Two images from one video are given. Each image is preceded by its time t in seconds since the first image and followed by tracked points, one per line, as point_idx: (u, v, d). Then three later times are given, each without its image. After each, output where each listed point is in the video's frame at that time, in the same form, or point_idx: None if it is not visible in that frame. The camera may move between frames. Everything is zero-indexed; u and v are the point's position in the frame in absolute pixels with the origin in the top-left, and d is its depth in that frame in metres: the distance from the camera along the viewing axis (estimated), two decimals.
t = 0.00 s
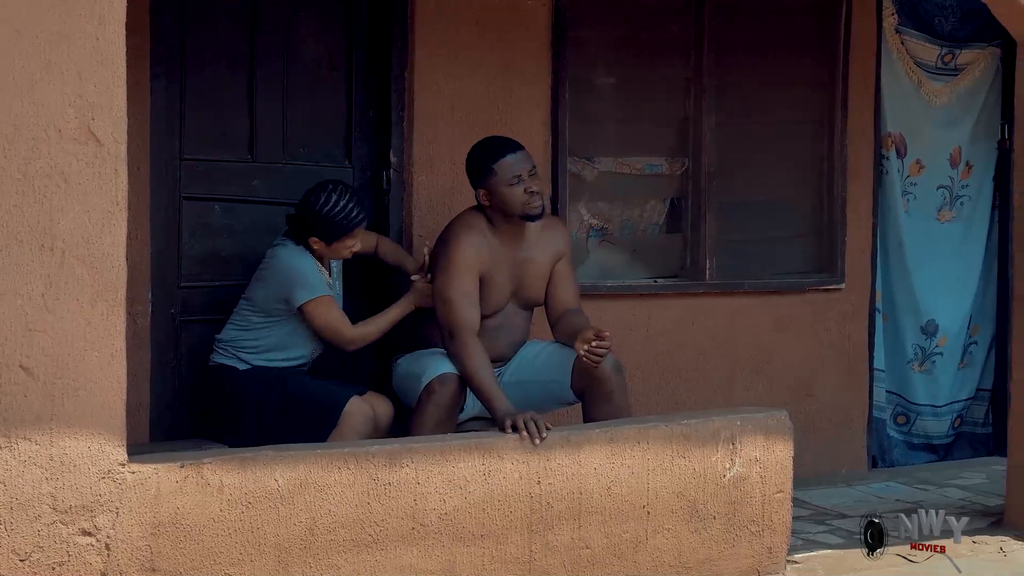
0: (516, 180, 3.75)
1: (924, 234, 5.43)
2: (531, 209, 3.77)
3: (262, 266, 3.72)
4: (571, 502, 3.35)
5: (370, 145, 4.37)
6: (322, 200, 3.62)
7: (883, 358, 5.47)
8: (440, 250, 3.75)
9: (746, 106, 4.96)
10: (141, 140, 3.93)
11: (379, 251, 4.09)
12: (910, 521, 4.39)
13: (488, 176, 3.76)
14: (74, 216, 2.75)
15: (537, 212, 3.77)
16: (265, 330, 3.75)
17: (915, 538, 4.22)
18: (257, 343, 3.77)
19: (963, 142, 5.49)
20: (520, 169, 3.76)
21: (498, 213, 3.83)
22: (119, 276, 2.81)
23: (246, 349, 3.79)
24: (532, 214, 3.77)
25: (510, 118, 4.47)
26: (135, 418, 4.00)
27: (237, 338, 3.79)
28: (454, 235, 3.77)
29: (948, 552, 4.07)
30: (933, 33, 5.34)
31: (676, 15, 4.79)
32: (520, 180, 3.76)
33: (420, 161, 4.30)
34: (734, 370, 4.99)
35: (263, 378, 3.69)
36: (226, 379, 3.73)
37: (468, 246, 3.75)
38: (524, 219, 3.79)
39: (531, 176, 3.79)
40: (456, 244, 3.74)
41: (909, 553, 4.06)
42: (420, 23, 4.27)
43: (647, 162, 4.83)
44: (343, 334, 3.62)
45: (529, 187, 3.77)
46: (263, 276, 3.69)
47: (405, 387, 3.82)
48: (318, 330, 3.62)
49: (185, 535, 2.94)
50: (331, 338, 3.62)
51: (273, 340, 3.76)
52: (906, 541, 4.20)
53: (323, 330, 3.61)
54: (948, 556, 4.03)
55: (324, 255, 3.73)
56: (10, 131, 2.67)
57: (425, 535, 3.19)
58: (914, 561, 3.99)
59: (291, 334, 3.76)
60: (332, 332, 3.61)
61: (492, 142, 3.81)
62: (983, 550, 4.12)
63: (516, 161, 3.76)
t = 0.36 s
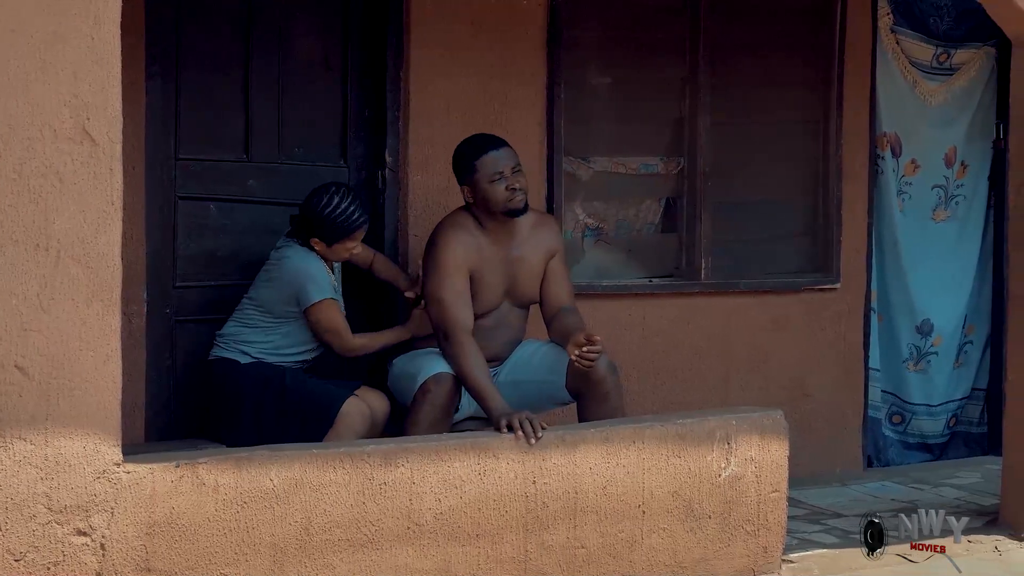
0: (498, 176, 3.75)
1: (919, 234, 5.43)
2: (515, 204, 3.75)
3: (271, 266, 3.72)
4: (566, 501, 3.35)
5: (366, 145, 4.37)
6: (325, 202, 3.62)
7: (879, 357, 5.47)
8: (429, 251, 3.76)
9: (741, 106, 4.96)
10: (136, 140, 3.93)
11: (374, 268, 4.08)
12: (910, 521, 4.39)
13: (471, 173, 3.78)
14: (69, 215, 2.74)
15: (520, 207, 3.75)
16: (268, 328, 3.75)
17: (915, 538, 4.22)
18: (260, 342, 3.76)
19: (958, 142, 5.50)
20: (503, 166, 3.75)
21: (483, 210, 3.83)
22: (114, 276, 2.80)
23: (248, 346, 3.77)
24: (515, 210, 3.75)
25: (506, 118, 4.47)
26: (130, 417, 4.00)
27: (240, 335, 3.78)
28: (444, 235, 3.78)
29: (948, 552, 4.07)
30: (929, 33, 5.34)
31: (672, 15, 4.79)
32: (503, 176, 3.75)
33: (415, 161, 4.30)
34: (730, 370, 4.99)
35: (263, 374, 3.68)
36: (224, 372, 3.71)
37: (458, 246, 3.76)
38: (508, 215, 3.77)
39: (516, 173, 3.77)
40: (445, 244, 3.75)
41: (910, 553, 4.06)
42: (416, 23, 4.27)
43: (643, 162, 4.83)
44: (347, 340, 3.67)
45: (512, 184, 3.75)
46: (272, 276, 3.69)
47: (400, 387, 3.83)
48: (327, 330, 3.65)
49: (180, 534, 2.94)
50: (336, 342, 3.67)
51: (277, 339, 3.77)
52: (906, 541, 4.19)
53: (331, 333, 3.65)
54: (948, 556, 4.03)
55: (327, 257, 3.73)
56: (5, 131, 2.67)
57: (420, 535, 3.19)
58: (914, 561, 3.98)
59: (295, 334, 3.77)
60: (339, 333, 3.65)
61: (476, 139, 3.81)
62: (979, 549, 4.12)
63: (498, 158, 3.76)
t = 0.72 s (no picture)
0: (500, 180, 3.74)
1: (919, 233, 5.44)
2: (517, 208, 3.75)
3: (256, 261, 3.74)
4: (565, 501, 3.35)
5: (364, 145, 4.38)
6: (308, 194, 3.65)
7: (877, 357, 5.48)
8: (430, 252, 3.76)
9: (739, 107, 4.96)
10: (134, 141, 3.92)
11: (380, 238, 4.07)
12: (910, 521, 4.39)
13: (474, 174, 3.77)
14: (67, 216, 2.74)
15: (522, 211, 3.75)
16: (260, 323, 3.76)
17: (915, 538, 4.22)
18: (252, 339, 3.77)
19: (957, 142, 5.50)
20: (506, 169, 3.75)
21: (486, 212, 3.83)
22: (112, 277, 2.80)
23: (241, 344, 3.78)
24: (517, 213, 3.75)
25: (504, 118, 4.48)
26: (129, 418, 4.00)
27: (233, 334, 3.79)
28: (444, 236, 3.78)
29: (948, 552, 4.07)
30: (927, 33, 5.35)
31: (670, 15, 4.80)
32: (506, 180, 3.75)
33: (414, 161, 4.30)
34: (728, 370, 4.99)
35: (263, 372, 3.69)
36: (223, 370, 3.72)
37: (459, 248, 3.75)
38: (510, 218, 3.77)
39: (518, 177, 3.77)
40: (447, 245, 3.75)
41: (909, 553, 4.06)
42: (414, 23, 4.28)
43: (641, 162, 4.83)
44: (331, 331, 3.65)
45: (514, 188, 3.75)
46: (256, 271, 3.72)
47: (399, 386, 3.83)
48: (310, 320, 3.65)
49: (179, 535, 2.94)
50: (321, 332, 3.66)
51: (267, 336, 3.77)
52: (906, 541, 4.19)
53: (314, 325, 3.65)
54: (948, 556, 4.03)
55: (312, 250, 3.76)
56: (3, 131, 2.67)
57: (419, 535, 3.19)
58: (914, 561, 3.98)
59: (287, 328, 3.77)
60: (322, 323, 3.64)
61: (479, 142, 3.80)
62: (978, 549, 4.12)
63: (502, 161, 3.75)
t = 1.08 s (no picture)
0: (491, 182, 3.74)
1: (922, 233, 5.44)
2: (508, 211, 3.74)
3: (256, 267, 3.75)
4: (568, 501, 3.35)
5: (367, 144, 4.38)
6: (317, 205, 3.63)
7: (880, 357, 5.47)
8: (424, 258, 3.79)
9: (741, 107, 4.96)
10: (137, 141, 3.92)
11: (385, 237, 4.09)
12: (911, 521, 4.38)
13: (466, 176, 3.78)
14: (70, 216, 2.74)
15: (513, 213, 3.74)
16: (256, 330, 3.77)
17: (916, 538, 4.22)
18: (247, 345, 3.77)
19: (959, 142, 5.49)
20: (496, 172, 3.74)
21: (480, 214, 3.84)
22: (115, 277, 2.80)
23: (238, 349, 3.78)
24: (508, 217, 3.75)
25: (506, 118, 4.48)
26: (132, 418, 4.00)
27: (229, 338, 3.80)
28: (440, 240, 3.80)
29: (949, 552, 4.07)
30: (929, 32, 5.34)
31: (672, 15, 4.79)
32: (496, 182, 3.75)
33: (416, 161, 4.30)
34: (730, 370, 4.99)
35: (263, 373, 3.70)
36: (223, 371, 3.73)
37: (455, 251, 3.78)
38: (502, 221, 3.77)
39: (509, 179, 3.76)
40: (440, 250, 3.77)
41: (910, 554, 4.06)
42: (417, 24, 4.28)
43: (644, 162, 4.83)
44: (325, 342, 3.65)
45: (505, 190, 3.74)
46: (256, 278, 3.72)
47: (403, 386, 3.83)
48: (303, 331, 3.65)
49: (182, 535, 2.94)
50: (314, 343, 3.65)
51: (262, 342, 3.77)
52: (907, 541, 4.19)
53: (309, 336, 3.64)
54: (949, 556, 4.02)
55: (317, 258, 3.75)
56: (7, 131, 2.67)
57: (422, 535, 3.19)
58: (915, 561, 3.98)
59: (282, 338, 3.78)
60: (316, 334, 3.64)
61: (471, 143, 3.80)
62: (980, 549, 4.12)
63: (492, 163, 3.74)
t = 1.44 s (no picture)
0: (475, 190, 3.74)
1: (918, 233, 5.44)
2: (494, 217, 3.76)
3: (244, 260, 3.71)
4: (563, 501, 3.35)
5: (363, 144, 4.38)
6: (301, 180, 3.65)
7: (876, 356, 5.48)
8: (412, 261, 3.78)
9: (737, 106, 4.96)
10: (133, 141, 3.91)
11: (363, 238, 4.06)
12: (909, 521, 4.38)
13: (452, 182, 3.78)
14: (65, 215, 2.74)
15: (499, 220, 3.76)
16: (250, 325, 3.73)
17: (915, 538, 4.22)
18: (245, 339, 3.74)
19: (955, 141, 5.50)
20: (480, 180, 3.73)
21: (465, 217, 3.84)
22: (111, 276, 2.80)
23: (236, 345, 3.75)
24: (494, 222, 3.76)
25: (502, 117, 4.48)
26: (128, 418, 3.99)
27: (226, 335, 3.76)
28: (429, 243, 3.79)
29: (948, 552, 4.07)
30: (925, 32, 5.35)
31: (669, 14, 4.79)
32: (480, 190, 3.74)
33: (412, 161, 4.30)
34: (726, 370, 4.99)
35: (258, 377, 3.68)
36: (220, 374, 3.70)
37: (444, 253, 3.77)
38: (487, 226, 3.79)
39: (494, 185, 3.75)
40: (430, 253, 3.76)
41: (908, 553, 4.06)
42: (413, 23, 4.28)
43: (639, 162, 4.83)
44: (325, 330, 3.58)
45: (490, 197, 3.75)
46: (246, 270, 3.68)
47: (396, 386, 3.83)
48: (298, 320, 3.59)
49: (177, 534, 2.94)
50: (314, 334, 3.59)
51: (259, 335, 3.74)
52: (906, 541, 4.19)
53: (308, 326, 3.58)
54: (948, 556, 4.02)
55: (305, 240, 3.75)
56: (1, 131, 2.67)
57: (418, 534, 3.19)
58: (913, 561, 3.98)
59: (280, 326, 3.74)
60: (312, 321, 3.58)
61: (456, 148, 3.78)
62: (977, 549, 4.12)
63: (476, 171, 3.73)
